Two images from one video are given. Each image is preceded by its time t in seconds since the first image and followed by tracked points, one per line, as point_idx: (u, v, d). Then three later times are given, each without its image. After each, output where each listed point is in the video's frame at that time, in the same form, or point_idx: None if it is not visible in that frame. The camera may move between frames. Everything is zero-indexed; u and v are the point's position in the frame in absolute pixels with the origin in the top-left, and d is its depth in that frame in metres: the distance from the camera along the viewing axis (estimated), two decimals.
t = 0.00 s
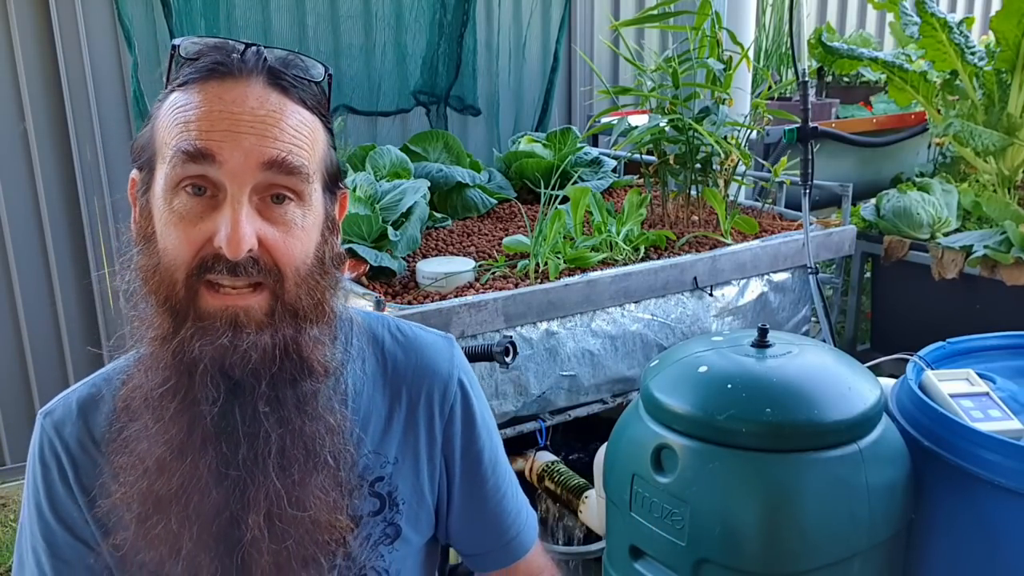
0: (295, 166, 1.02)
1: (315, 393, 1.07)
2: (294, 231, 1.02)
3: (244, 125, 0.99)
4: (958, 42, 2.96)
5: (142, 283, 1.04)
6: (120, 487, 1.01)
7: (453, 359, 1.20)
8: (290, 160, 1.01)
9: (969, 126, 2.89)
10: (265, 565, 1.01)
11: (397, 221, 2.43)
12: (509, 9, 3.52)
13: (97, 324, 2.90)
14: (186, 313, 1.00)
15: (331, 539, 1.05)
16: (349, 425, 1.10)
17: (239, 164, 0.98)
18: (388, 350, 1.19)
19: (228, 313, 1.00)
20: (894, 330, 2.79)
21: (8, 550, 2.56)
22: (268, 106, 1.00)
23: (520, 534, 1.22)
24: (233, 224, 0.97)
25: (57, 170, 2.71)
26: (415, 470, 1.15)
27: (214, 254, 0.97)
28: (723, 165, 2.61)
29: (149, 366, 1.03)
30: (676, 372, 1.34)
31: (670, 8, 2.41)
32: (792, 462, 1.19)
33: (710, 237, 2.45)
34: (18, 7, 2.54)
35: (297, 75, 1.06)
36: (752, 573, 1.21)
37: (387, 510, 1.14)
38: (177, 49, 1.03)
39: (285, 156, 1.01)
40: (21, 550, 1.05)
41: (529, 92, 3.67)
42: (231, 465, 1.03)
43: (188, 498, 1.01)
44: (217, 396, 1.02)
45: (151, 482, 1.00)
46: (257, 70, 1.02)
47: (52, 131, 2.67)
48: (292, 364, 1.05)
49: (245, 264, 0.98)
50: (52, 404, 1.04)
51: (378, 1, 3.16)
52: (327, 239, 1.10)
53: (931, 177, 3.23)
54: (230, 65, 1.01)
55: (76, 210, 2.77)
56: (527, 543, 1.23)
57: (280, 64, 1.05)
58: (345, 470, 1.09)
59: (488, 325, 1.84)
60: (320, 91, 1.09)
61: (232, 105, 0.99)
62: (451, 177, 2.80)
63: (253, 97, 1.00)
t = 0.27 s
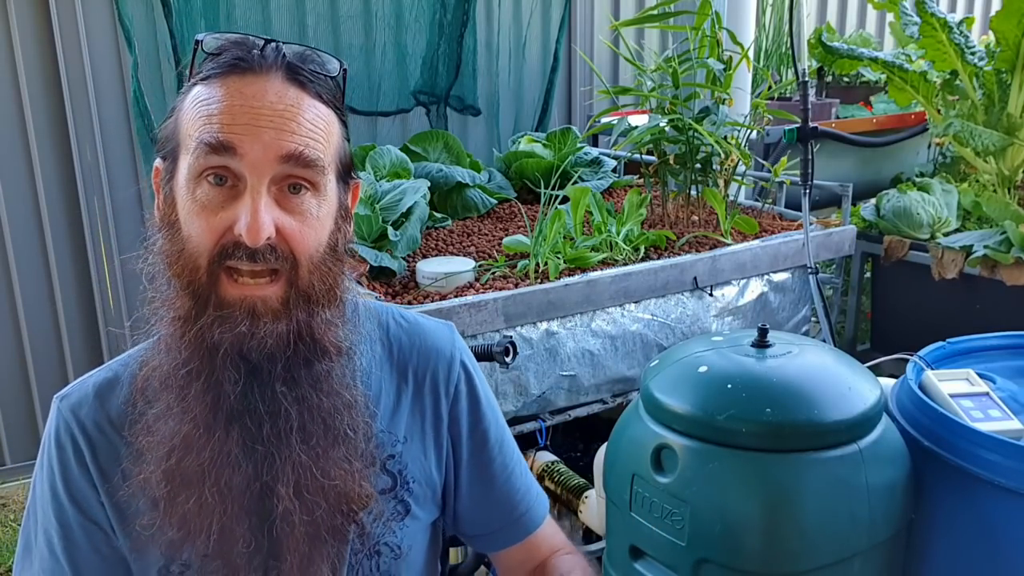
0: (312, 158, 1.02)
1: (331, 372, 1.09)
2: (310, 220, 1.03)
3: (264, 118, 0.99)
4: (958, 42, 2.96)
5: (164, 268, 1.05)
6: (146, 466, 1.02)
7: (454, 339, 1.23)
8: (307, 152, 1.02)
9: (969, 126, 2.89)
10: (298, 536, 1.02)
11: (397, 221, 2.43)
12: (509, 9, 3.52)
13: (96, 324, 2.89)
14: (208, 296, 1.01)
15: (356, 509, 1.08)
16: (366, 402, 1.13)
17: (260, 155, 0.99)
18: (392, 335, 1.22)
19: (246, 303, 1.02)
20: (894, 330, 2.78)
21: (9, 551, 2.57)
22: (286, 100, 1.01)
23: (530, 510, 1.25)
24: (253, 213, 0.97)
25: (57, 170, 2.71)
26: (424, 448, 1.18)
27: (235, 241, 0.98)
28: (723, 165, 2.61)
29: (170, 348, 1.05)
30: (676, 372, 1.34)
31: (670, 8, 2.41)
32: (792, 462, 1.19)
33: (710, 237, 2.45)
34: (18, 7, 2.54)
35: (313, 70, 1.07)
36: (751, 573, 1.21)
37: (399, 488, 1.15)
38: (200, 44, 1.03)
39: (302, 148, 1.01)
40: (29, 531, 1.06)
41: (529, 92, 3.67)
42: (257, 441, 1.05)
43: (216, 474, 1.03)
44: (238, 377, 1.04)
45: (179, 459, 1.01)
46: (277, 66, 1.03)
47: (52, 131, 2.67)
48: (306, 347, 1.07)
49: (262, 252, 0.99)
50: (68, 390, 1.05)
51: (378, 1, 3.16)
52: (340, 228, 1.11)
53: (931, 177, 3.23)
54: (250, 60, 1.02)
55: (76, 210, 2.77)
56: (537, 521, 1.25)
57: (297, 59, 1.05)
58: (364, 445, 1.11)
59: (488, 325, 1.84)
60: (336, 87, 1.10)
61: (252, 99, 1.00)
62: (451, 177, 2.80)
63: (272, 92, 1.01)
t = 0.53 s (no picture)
0: (314, 151, 1.02)
1: (332, 355, 1.08)
2: (313, 212, 1.03)
3: (267, 116, 0.99)
4: (958, 42, 2.96)
5: (169, 259, 1.06)
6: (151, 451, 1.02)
7: (445, 321, 1.22)
8: (310, 146, 1.02)
9: (969, 126, 2.89)
10: (302, 517, 1.03)
11: (397, 222, 2.43)
12: (509, 9, 3.52)
13: (96, 324, 2.89)
14: (213, 284, 1.02)
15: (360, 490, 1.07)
16: (369, 385, 1.13)
17: (265, 151, 0.99)
18: (387, 319, 1.21)
19: (255, 284, 1.01)
20: (894, 330, 2.78)
21: (9, 551, 2.57)
22: (288, 96, 1.01)
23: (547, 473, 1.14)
24: (259, 208, 0.98)
25: (57, 170, 2.71)
26: (426, 426, 1.16)
27: (242, 235, 0.99)
28: (723, 165, 2.61)
29: (176, 334, 1.06)
30: (676, 372, 1.34)
31: (670, 8, 2.41)
32: (792, 462, 1.19)
33: (710, 237, 2.45)
34: (18, 6, 2.54)
35: (312, 65, 1.06)
36: (752, 572, 1.21)
37: (400, 468, 1.14)
38: (202, 39, 1.03)
39: (305, 143, 1.01)
40: (32, 525, 1.05)
41: (529, 92, 3.67)
42: (262, 423, 1.05)
43: (222, 457, 1.03)
44: (245, 357, 1.04)
45: (184, 443, 1.02)
46: (278, 62, 1.02)
47: (52, 131, 2.67)
48: (309, 330, 1.07)
49: (268, 244, 0.99)
50: (73, 385, 1.06)
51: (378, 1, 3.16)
52: (340, 216, 1.12)
53: (931, 177, 3.23)
54: (252, 57, 1.02)
55: (76, 210, 2.77)
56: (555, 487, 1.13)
57: (297, 53, 1.05)
58: (367, 426, 1.11)
59: (489, 325, 1.84)
60: (334, 80, 1.10)
61: (256, 96, 1.00)
62: (451, 177, 2.80)
63: (275, 88, 1.01)
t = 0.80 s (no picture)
0: (290, 146, 1.02)
1: (323, 350, 1.09)
2: (292, 209, 1.03)
3: (239, 115, 0.99)
4: (958, 42, 2.96)
5: (153, 264, 1.06)
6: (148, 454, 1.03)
7: (433, 308, 1.22)
8: (286, 141, 1.02)
9: (969, 126, 2.89)
10: (302, 511, 1.03)
11: (397, 222, 2.43)
12: (509, 9, 3.52)
13: (96, 324, 2.89)
14: (200, 287, 1.02)
15: (360, 482, 1.08)
16: (361, 378, 1.12)
17: (240, 150, 0.99)
18: (377, 311, 1.21)
19: (239, 285, 1.01)
20: (894, 330, 2.78)
21: (8, 551, 2.56)
22: (260, 95, 1.01)
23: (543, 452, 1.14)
24: (238, 208, 0.98)
25: (57, 170, 2.71)
26: (420, 414, 1.16)
27: (224, 237, 0.99)
28: (723, 165, 2.61)
29: (166, 338, 1.06)
30: (676, 372, 1.34)
31: (670, 8, 2.41)
32: (792, 463, 1.19)
33: (710, 237, 2.45)
34: (18, 6, 2.54)
35: (281, 61, 1.06)
36: (751, 573, 1.21)
37: (397, 457, 1.14)
38: (168, 42, 1.03)
39: (280, 140, 1.01)
40: (32, 529, 1.07)
41: (529, 92, 3.67)
42: (255, 422, 1.05)
43: (217, 457, 1.03)
44: (234, 357, 1.04)
45: (177, 445, 1.02)
46: (246, 61, 1.02)
47: (52, 131, 2.67)
48: (297, 328, 1.07)
49: (249, 244, 1.00)
50: (70, 390, 1.07)
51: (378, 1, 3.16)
52: (320, 210, 1.11)
53: (931, 177, 3.23)
54: (220, 59, 1.02)
55: (76, 210, 2.77)
56: (553, 464, 1.14)
57: (265, 50, 1.04)
58: (363, 418, 1.11)
59: (489, 325, 1.84)
60: (305, 76, 1.09)
61: (227, 97, 0.99)
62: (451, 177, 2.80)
63: (246, 88, 1.00)
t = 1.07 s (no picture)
0: (265, 128, 1.02)
1: (301, 340, 1.08)
2: (269, 192, 1.02)
3: (214, 96, 0.99)
4: (958, 42, 2.96)
5: (135, 252, 1.06)
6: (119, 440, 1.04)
7: (429, 312, 1.22)
8: (260, 123, 1.01)
9: (969, 126, 2.89)
10: (265, 506, 1.03)
11: (397, 221, 2.43)
12: (509, 9, 3.52)
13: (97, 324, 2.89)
14: (176, 273, 1.02)
15: (326, 480, 1.06)
16: (339, 369, 1.12)
17: (213, 129, 0.99)
18: (368, 312, 1.20)
19: (217, 270, 1.01)
20: (894, 330, 2.78)
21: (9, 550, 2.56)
22: (236, 78, 1.01)
23: (541, 457, 1.14)
24: (210, 187, 0.98)
25: (57, 170, 2.71)
26: (410, 415, 1.16)
27: (198, 217, 0.99)
28: (723, 165, 2.61)
29: (144, 325, 1.06)
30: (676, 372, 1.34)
31: (670, 8, 2.41)
32: (792, 463, 1.19)
33: (710, 237, 2.45)
34: (18, 7, 2.55)
35: (262, 51, 1.06)
36: (751, 573, 1.21)
37: (385, 461, 1.13)
38: (150, 35, 1.03)
39: (253, 122, 1.01)
40: (21, 526, 1.07)
41: (529, 92, 3.67)
42: (223, 412, 1.05)
43: (183, 444, 1.04)
44: (208, 343, 1.04)
45: (145, 434, 1.03)
46: (223, 48, 1.02)
47: (52, 131, 2.67)
48: (275, 313, 1.06)
49: (224, 226, 0.99)
50: (58, 388, 1.08)
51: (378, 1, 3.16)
52: (303, 199, 1.10)
53: (931, 177, 3.23)
54: (198, 46, 1.02)
55: (76, 210, 2.77)
56: (552, 470, 1.14)
57: (245, 41, 1.05)
58: (337, 413, 1.10)
59: (489, 325, 1.84)
60: (287, 65, 1.09)
61: (202, 80, 1.00)
62: (451, 176, 2.80)
63: (222, 72, 1.01)
